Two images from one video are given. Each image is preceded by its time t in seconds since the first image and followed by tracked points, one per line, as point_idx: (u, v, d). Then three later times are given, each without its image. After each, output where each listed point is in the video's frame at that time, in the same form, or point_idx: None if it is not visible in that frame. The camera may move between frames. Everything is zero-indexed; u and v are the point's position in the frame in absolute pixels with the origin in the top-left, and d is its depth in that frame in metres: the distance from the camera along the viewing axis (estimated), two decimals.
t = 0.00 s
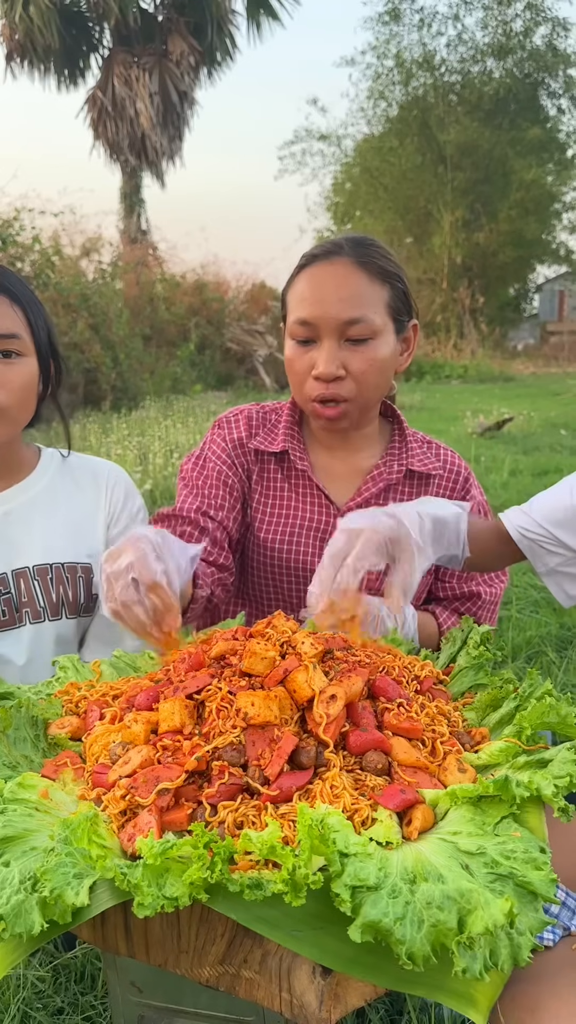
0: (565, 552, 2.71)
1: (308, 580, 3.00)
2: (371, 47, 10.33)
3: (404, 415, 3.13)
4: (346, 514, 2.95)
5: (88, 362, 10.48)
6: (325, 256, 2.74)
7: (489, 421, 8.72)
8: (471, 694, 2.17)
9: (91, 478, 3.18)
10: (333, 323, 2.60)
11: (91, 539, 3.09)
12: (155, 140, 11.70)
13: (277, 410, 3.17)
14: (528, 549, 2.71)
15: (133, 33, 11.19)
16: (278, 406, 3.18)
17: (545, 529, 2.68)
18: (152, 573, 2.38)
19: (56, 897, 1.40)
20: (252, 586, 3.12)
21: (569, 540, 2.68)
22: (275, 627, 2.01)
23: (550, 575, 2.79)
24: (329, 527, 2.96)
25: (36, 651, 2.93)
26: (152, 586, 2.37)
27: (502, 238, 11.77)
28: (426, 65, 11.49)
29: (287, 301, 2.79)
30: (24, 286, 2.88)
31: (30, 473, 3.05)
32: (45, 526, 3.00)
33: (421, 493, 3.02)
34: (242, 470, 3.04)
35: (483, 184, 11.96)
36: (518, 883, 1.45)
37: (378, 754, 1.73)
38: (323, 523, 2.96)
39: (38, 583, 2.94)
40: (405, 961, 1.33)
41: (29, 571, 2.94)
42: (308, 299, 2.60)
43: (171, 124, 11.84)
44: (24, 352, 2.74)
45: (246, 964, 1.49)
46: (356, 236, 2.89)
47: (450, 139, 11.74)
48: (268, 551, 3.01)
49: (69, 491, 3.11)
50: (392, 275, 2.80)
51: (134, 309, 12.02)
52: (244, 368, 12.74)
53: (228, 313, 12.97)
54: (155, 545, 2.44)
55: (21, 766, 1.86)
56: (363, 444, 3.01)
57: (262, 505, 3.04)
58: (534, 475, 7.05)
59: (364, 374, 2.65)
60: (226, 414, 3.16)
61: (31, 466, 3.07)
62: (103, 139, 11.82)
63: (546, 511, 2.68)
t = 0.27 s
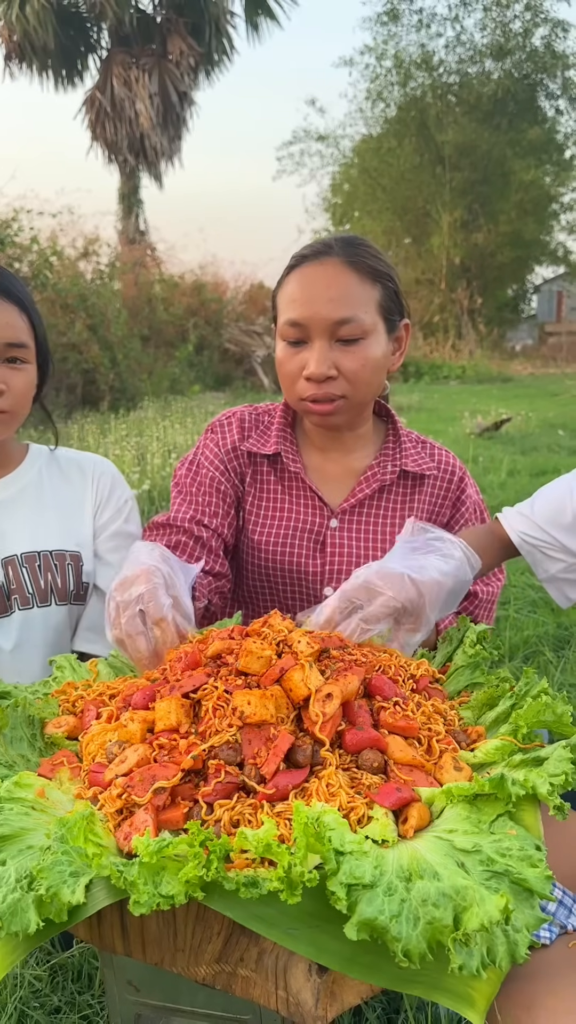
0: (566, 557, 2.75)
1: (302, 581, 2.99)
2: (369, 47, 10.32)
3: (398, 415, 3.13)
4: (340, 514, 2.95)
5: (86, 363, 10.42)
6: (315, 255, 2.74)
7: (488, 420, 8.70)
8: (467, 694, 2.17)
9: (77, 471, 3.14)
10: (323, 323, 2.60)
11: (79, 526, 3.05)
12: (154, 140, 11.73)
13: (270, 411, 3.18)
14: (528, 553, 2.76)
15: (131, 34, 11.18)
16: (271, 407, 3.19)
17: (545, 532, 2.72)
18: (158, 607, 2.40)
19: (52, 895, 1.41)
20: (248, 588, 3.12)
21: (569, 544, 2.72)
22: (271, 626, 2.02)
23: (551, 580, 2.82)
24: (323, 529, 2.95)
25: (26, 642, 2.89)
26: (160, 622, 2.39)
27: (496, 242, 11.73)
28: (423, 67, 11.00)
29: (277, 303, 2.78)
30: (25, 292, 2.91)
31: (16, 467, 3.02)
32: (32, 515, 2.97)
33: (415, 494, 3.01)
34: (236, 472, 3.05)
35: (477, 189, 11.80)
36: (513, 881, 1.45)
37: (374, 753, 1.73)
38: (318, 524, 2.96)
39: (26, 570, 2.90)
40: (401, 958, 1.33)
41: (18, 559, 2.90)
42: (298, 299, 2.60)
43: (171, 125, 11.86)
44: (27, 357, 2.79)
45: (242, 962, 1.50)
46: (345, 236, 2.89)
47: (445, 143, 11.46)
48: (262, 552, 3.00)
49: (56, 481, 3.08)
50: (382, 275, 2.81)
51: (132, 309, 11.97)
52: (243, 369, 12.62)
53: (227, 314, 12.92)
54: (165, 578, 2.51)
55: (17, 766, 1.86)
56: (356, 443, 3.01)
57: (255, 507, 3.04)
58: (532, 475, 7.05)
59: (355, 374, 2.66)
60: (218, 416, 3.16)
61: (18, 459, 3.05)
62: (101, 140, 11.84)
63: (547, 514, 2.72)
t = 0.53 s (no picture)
0: (570, 562, 2.70)
1: (299, 580, 3.00)
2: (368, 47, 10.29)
3: (397, 415, 3.13)
4: (337, 513, 2.96)
5: (84, 364, 10.38)
6: (317, 255, 2.74)
7: (486, 421, 8.69)
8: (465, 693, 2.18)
9: (69, 468, 3.10)
10: (324, 322, 2.61)
11: (70, 525, 3.01)
12: (153, 141, 11.76)
13: (269, 411, 3.18)
14: (530, 558, 2.72)
15: (129, 35, 11.18)
16: (270, 407, 3.19)
17: (548, 537, 2.68)
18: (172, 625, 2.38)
19: (51, 892, 1.41)
20: (245, 586, 3.14)
21: (573, 549, 2.67)
22: (270, 626, 2.02)
23: (555, 585, 2.77)
24: (320, 528, 2.96)
25: (20, 641, 2.86)
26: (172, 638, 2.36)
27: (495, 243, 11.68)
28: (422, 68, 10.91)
29: (278, 302, 2.79)
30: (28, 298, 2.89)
31: (6, 466, 2.98)
32: (22, 514, 2.93)
33: (412, 494, 3.02)
34: (234, 471, 3.05)
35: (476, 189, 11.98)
36: (511, 878, 1.46)
37: (372, 751, 1.73)
38: (315, 524, 2.97)
39: (18, 567, 2.86)
40: (399, 955, 1.33)
41: (9, 558, 2.86)
42: (299, 298, 2.61)
43: (169, 125, 11.88)
44: (34, 363, 2.80)
45: (241, 959, 1.50)
46: (346, 236, 2.90)
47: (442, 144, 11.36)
48: (260, 551, 3.01)
49: (45, 480, 3.04)
50: (383, 276, 2.81)
51: (131, 310, 11.81)
52: (241, 370, 12.77)
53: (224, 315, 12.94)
54: (182, 600, 2.49)
55: (16, 765, 1.86)
56: (355, 443, 3.02)
57: (252, 506, 3.04)
58: (530, 476, 7.04)
59: (355, 374, 2.67)
60: (217, 415, 3.17)
61: (8, 458, 3.00)
62: (99, 141, 11.86)
63: (550, 519, 2.68)
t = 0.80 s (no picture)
0: (568, 561, 2.70)
1: (300, 578, 3.00)
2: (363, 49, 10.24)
3: (398, 415, 3.14)
4: (339, 513, 2.96)
5: (82, 364, 10.37)
6: (325, 255, 2.74)
7: (483, 422, 8.68)
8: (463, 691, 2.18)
9: (67, 468, 3.10)
10: (331, 321, 2.61)
11: (67, 525, 3.01)
12: (150, 143, 11.78)
13: (272, 410, 3.18)
14: (528, 557, 2.72)
15: (127, 36, 11.17)
16: (273, 406, 3.20)
17: (547, 537, 2.68)
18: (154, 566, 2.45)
19: (50, 892, 1.41)
20: (246, 582, 3.13)
21: (571, 549, 2.68)
22: (268, 624, 2.02)
23: (554, 585, 2.77)
24: (322, 526, 2.96)
25: (18, 643, 2.87)
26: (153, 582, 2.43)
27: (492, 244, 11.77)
28: (421, 69, 10.88)
29: (285, 300, 2.78)
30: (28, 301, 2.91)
31: (4, 466, 2.98)
32: (19, 515, 2.93)
33: (414, 495, 3.02)
34: (236, 470, 3.05)
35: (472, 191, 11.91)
36: (509, 876, 1.46)
37: (370, 749, 1.74)
38: (317, 523, 2.97)
39: (16, 569, 2.85)
40: (397, 952, 1.34)
41: (7, 559, 2.85)
42: (307, 297, 2.61)
43: (166, 127, 11.86)
44: (33, 362, 2.80)
45: (239, 957, 1.50)
46: (355, 236, 2.89)
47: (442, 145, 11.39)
48: (262, 550, 3.01)
49: (43, 480, 3.04)
50: (391, 277, 2.81)
51: (128, 311, 11.75)
52: (239, 371, 13.05)
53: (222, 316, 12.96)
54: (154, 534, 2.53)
55: (14, 764, 1.86)
56: (357, 443, 3.02)
57: (255, 504, 3.04)
58: (527, 476, 7.05)
59: (361, 373, 2.66)
60: (221, 412, 3.16)
61: (6, 458, 3.00)
62: (97, 142, 11.85)
63: (548, 519, 2.69)
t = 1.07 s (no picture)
0: (565, 557, 2.70)
1: (300, 575, 3.00)
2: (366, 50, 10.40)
3: (399, 417, 3.15)
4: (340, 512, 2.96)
5: (80, 367, 10.36)
6: (336, 257, 2.75)
7: (481, 423, 8.68)
8: (460, 691, 2.19)
9: (63, 469, 3.09)
10: (341, 323, 2.62)
11: (63, 525, 3.00)
12: (148, 145, 11.80)
13: (276, 409, 3.19)
14: (525, 554, 2.70)
15: (126, 38, 11.12)
16: (276, 406, 3.21)
17: (544, 533, 2.68)
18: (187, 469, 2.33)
19: (47, 891, 1.42)
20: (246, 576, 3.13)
21: (569, 544, 2.67)
22: (265, 624, 2.03)
23: (550, 582, 2.76)
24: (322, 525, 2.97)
25: (14, 644, 2.85)
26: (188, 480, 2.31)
27: (490, 246, 14.39)
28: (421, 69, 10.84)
29: (294, 300, 2.78)
30: (21, 302, 2.90)
31: None
32: (15, 515, 2.92)
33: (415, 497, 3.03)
34: (240, 467, 3.05)
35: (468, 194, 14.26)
36: (505, 877, 1.47)
37: (367, 749, 1.74)
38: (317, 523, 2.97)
39: (13, 569, 2.85)
40: (394, 952, 1.34)
41: (3, 559, 2.85)
42: (317, 298, 2.61)
43: (163, 129, 11.87)
44: (25, 363, 2.79)
45: (236, 957, 1.50)
46: (364, 238, 2.89)
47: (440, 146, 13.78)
48: (264, 547, 3.02)
49: (39, 480, 3.03)
50: (399, 280, 2.82)
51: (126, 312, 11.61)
52: (237, 372, 13.46)
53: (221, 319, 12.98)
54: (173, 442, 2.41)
55: (11, 765, 1.87)
56: (359, 445, 3.02)
57: (257, 500, 3.04)
58: (525, 476, 7.06)
59: (370, 375, 2.66)
60: (227, 406, 3.15)
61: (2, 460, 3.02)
62: (94, 144, 11.86)
63: (544, 516, 2.68)
